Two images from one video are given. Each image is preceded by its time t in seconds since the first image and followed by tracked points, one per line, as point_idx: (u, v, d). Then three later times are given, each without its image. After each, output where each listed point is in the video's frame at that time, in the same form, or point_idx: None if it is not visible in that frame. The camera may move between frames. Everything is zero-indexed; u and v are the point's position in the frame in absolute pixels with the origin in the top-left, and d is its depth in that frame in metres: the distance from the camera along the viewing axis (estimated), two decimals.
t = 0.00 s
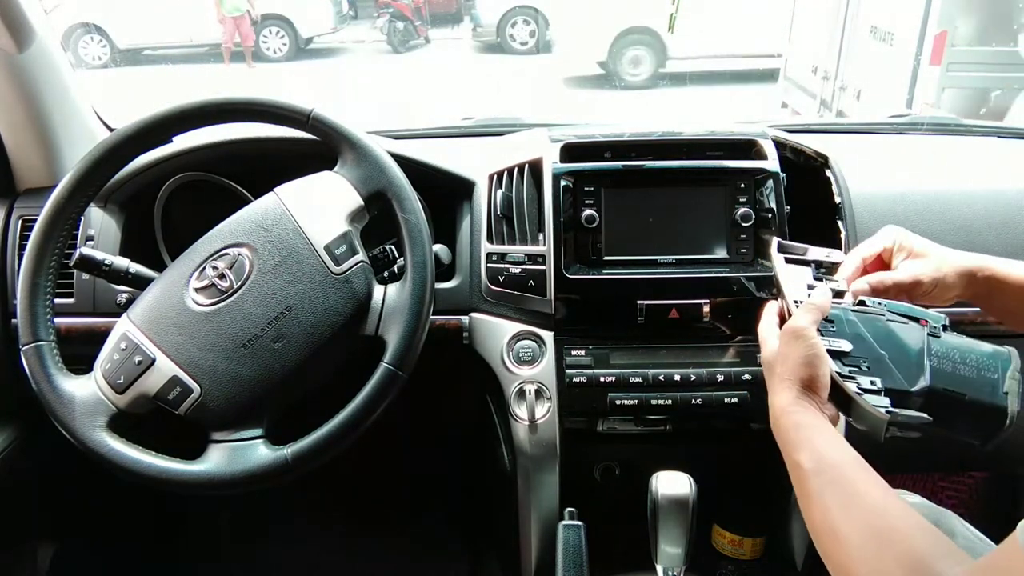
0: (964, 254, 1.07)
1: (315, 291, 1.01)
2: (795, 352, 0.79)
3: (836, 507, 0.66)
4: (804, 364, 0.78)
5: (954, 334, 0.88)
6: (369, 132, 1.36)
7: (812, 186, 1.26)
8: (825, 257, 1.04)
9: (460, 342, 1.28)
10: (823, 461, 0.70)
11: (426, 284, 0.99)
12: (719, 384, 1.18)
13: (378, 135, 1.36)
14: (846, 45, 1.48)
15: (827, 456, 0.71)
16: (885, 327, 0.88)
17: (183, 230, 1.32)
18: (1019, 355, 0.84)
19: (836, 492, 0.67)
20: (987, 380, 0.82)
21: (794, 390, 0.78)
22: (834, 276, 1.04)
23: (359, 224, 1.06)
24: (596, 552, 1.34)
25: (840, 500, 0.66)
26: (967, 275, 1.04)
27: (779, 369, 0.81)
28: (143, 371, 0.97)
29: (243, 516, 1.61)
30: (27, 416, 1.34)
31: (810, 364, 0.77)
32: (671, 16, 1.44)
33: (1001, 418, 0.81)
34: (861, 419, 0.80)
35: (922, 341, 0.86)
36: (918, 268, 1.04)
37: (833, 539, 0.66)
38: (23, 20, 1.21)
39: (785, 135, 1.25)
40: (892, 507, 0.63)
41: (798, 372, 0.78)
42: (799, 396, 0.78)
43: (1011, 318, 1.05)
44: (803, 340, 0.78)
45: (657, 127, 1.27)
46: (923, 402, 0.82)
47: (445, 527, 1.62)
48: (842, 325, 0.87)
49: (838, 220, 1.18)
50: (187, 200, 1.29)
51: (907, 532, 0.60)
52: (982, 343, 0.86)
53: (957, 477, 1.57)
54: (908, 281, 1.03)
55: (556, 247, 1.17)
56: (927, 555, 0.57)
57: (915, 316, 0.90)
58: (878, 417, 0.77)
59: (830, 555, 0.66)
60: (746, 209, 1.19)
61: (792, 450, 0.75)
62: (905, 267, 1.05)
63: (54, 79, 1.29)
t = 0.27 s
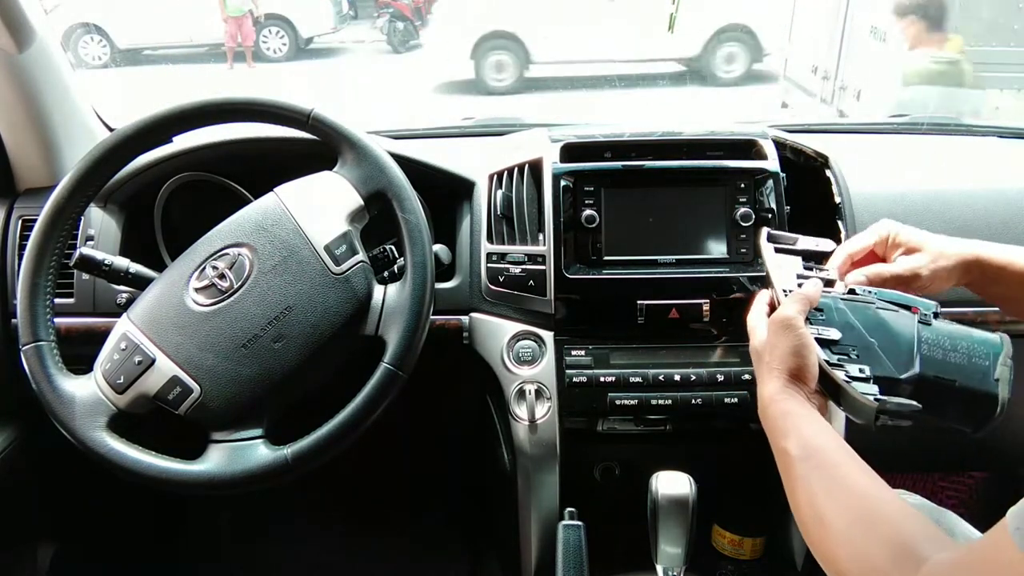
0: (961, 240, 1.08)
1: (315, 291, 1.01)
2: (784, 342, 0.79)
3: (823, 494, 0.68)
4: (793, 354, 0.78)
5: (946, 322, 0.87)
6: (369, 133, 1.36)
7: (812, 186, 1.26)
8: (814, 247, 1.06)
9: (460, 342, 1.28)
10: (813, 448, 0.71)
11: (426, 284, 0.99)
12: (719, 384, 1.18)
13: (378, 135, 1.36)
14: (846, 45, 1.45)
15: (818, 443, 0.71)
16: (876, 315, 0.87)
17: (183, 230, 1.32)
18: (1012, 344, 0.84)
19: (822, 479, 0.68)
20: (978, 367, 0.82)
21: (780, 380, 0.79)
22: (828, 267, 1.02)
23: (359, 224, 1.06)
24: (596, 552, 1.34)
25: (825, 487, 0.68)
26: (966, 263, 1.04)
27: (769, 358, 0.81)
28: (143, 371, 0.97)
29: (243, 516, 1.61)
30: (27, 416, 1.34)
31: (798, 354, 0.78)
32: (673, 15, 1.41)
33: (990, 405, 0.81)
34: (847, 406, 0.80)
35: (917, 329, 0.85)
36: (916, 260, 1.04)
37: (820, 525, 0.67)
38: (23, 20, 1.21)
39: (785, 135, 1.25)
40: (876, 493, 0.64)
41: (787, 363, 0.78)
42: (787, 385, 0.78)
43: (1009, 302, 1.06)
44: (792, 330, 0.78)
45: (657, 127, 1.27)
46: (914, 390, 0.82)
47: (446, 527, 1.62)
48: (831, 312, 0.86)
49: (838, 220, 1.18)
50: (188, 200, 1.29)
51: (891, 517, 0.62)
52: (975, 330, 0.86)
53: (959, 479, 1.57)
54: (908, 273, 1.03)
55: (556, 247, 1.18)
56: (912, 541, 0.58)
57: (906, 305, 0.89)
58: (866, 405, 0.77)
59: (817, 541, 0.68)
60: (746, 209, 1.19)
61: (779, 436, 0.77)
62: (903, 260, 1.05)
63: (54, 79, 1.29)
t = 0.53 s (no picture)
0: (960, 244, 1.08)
1: (315, 291, 1.01)
2: (787, 330, 0.78)
3: (817, 483, 0.67)
4: (795, 342, 0.77)
5: (945, 328, 0.89)
6: (369, 133, 1.36)
7: (812, 186, 1.26)
8: (825, 239, 1.10)
9: (460, 342, 1.28)
10: (809, 437, 0.70)
11: (426, 284, 0.99)
12: (719, 384, 1.18)
13: (378, 135, 1.36)
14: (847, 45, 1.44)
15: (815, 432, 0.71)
16: (877, 314, 0.89)
17: (183, 230, 1.32)
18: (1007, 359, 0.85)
19: (818, 467, 0.68)
20: (971, 375, 0.83)
21: (777, 367, 0.78)
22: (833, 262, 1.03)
23: (359, 224, 1.06)
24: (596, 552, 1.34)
25: (821, 475, 0.67)
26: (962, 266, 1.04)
27: (768, 345, 0.80)
28: (143, 371, 0.97)
29: (243, 516, 1.61)
30: (27, 416, 1.34)
31: (799, 342, 0.77)
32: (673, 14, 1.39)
33: (979, 414, 0.82)
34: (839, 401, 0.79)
35: (915, 332, 0.87)
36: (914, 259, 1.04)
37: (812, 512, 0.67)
38: (23, 20, 1.21)
39: (785, 135, 1.25)
40: (874, 485, 0.64)
41: (788, 351, 0.77)
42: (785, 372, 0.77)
43: (1005, 306, 1.05)
44: (796, 319, 0.77)
45: (657, 127, 1.27)
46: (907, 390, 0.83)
47: (446, 528, 1.62)
48: (834, 307, 0.88)
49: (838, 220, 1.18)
50: (188, 200, 1.29)
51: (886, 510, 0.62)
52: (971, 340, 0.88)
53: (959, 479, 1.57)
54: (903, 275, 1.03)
55: (556, 247, 1.18)
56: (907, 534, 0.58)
57: (907, 307, 0.91)
58: (858, 400, 0.77)
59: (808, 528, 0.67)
60: (746, 209, 1.19)
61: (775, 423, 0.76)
62: (902, 259, 1.05)
63: (54, 79, 1.29)
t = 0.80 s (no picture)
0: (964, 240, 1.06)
1: (315, 291, 1.01)
2: (782, 314, 0.78)
3: (801, 470, 0.67)
4: (790, 327, 0.77)
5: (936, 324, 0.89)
6: (369, 132, 1.36)
7: (812, 186, 1.26)
8: (819, 233, 1.10)
9: (460, 342, 1.28)
10: (797, 424, 0.70)
11: (426, 284, 0.99)
12: (719, 384, 1.18)
13: (377, 135, 1.36)
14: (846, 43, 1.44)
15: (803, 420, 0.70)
16: (872, 305, 0.89)
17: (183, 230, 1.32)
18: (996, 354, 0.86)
19: (802, 454, 0.67)
20: (960, 369, 0.84)
21: (768, 352, 0.78)
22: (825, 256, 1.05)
23: (359, 224, 1.06)
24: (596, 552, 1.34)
25: (805, 462, 0.67)
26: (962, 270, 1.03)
27: (762, 328, 0.80)
28: (143, 371, 0.97)
29: (243, 516, 1.61)
30: (27, 416, 1.34)
31: (794, 328, 0.77)
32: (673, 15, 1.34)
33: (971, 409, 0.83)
34: (835, 389, 0.82)
35: (907, 324, 0.88)
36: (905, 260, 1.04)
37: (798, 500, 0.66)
38: (23, 20, 1.21)
39: (785, 135, 1.25)
40: (855, 469, 0.64)
41: (783, 335, 0.77)
42: (777, 359, 0.77)
43: (1009, 306, 1.04)
44: (794, 305, 0.78)
45: (657, 127, 1.27)
46: (899, 378, 0.83)
47: (446, 527, 1.62)
48: (829, 296, 0.88)
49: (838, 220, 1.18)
50: (188, 200, 1.29)
51: (870, 499, 0.61)
52: (961, 335, 0.88)
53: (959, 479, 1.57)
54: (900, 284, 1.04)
55: (556, 247, 1.18)
56: (890, 523, 0.58)
57: (899, 302, 0.90)
58: (857, 388, 0.80)
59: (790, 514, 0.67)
60: (746, 209, 1.19)
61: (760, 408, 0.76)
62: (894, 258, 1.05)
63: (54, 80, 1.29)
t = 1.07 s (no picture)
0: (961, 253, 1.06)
1: (315, 292, 1.01)
2: (786, 328, 0.76)
3: (807, 486, 0.67)
4: (793, 340, 0.75)
5: (931, 330, 0.88)
6: (369, 133, 1.36)
7: (812, 186, 1.26)
8: (811, 242, 1.04)
9: (460, 342, 1.28)
10: (801, 437, 0.70)
11: (426, 284, 0.99)
12: (719, 384, 1.18)
13: (378, 135, 1.36)
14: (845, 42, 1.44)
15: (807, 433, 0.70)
16: (864, 314, 0.88)
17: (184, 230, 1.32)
18: (991, 359, 0.86)
19: (811, 473, 0.68)
20: (958, 375, 0.83)
21: (771, 364, 0.76)
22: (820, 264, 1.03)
23: (359, 224, 1.06)
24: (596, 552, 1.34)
25: (811, 479, 0.67)
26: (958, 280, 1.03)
27: (763, 340, 0.78)
28: (143, 371, 0.97)
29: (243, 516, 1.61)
30: (27, 416, 1.34)
31: (797, 339, 0.75)
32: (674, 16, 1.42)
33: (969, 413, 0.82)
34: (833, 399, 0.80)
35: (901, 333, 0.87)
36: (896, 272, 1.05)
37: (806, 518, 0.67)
38: (24, 20, 1.21)
39: (785, 135, 1.25)
40: (862, 485, 0.65)
41: (786, 348, 0.76)
42: (782, 369, 0.76)
43: (1014, 323, 1.04)
44: (792, 316, 0.76)
45: (657, 126, 1.27)
46: (899, 386, 0.81)
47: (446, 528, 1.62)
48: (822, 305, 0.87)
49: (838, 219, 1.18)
50: (188, 200, 1.29)
51: (876, 517, 0.62)
52: (955, 342, 0.88)
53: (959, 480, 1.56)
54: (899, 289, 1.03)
55: (556, 247, 1.18)
56: (899, 542, 0.59)
57: (893, 308, 0.91)
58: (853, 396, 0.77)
59: (799, 534, 0.68)
60: (746, 209, 1.19)
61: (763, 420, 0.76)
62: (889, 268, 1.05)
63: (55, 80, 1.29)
